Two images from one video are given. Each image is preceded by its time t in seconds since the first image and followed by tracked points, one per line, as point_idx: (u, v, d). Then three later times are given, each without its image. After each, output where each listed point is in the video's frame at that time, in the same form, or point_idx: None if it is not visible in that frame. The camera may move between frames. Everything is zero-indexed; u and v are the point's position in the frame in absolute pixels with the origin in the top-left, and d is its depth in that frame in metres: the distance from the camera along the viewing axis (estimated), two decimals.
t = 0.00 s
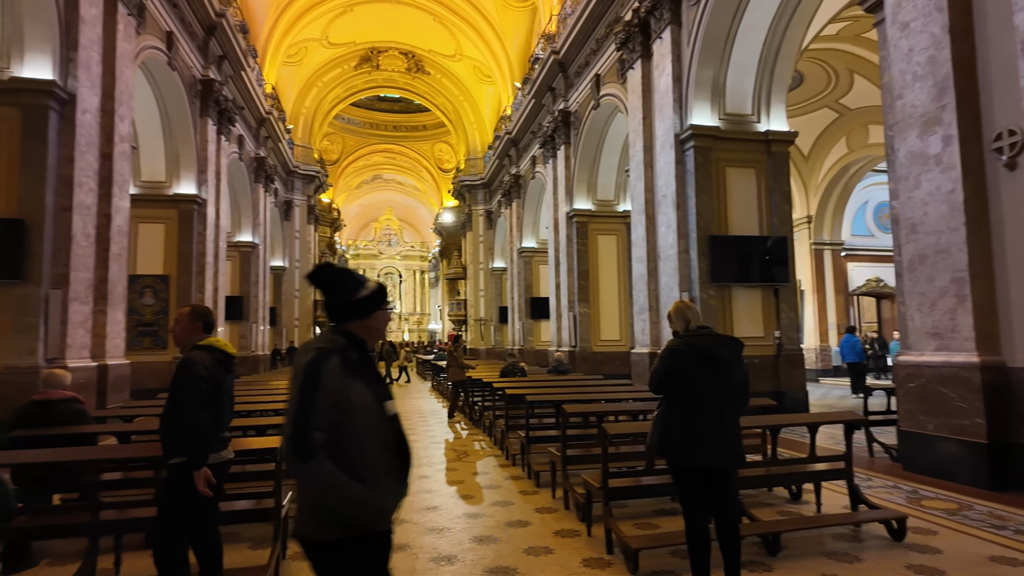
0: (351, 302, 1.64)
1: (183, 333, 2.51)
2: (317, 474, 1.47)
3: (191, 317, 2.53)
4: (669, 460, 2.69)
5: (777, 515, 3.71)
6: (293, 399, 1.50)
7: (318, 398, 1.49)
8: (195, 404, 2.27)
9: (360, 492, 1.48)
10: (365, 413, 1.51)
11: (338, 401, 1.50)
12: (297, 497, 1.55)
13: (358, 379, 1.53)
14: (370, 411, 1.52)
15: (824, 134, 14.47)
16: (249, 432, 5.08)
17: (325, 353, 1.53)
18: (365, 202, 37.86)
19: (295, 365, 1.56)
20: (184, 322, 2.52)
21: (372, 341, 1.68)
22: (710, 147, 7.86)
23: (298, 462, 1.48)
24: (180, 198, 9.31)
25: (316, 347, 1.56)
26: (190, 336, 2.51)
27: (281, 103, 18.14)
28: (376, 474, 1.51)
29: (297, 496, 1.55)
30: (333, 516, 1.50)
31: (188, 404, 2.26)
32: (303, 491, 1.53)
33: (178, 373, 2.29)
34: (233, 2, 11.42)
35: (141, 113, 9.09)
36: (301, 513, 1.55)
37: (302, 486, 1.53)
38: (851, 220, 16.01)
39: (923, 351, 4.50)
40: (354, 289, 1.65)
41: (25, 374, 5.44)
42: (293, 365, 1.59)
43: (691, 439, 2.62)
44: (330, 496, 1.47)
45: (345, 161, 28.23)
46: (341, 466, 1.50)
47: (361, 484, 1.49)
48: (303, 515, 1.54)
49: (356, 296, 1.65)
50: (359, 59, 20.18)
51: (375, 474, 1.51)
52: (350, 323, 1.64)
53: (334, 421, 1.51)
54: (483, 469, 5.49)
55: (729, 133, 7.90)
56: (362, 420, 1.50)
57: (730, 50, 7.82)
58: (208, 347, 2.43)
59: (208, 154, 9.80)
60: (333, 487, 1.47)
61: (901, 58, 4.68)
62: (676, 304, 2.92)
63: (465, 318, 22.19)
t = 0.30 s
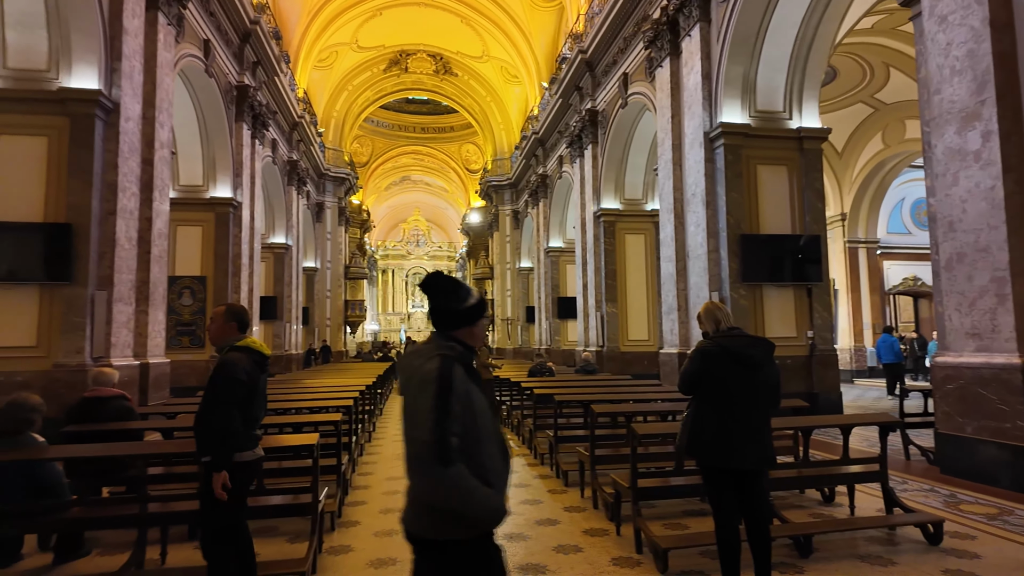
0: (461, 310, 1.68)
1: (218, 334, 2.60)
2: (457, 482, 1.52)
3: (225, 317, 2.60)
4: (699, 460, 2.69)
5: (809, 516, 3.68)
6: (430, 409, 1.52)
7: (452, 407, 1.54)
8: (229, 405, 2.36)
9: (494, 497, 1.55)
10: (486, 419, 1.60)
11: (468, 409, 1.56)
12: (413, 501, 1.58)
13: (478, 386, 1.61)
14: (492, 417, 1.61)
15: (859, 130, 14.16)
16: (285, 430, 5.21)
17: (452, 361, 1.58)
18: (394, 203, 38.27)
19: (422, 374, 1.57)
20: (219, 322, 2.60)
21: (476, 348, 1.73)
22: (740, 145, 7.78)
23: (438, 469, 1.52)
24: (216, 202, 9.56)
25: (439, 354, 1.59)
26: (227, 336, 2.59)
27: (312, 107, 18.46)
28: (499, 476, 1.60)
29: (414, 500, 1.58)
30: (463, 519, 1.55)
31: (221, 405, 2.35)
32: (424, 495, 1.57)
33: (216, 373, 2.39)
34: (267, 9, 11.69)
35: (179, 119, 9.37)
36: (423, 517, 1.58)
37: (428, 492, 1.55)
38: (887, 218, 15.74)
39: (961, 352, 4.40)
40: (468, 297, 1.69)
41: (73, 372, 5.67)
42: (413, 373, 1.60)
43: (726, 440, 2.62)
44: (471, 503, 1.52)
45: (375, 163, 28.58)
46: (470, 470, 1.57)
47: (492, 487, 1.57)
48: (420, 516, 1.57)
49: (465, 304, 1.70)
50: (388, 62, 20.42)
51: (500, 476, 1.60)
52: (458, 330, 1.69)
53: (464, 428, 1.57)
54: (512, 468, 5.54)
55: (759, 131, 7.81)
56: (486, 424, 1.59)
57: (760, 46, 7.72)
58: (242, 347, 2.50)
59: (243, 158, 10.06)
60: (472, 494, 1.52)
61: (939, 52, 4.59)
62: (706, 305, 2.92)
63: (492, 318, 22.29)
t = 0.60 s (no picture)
0: (546, 304, 1.77)
1: (250, 336, 2.65)
2: (563, 473, 1.59)
3: (251, 320, 2.67)
4: (719, 460, 2.73)
5: (830, 518, 3.68)
6: (534, 404, 1.58)
7: (554, 401, 1.61)
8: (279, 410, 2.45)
9: (597, 486, 1.63)
10: (584, 411, 1.67)
11: (567, 401, 1.64)
12: (518, 492, 1.65)
13: (573, 380, 1.68)
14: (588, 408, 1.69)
15: (882, 128, 13.97)
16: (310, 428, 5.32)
17: (550, 356, 1.64)
18: (413, 204, 38.53)
19: (522, 370, 1.63)
20: (248, 325, 2.67)
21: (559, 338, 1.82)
22: (761, 144, 7.75)
23: (547, 462, 1.58)
24: (240, 204, 9.75)
25: (534, 350, 1.65)
26: (255, 339, 2.66)
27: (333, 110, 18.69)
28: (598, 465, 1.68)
29: (519, 492, 1.65)
30: (569, 507, 1.63)
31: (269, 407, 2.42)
32: (528, 486, 1.63)
33: (263, 378, 2.42)
34: (289, 15, 11.89)
35: (205, 124, 9.57)
36: (530, 505, 1.65)
37: (534, 483, 1.62)
38: (911, 216, 15.51)
39: (987, 353, 4.36)
40: (553, 292, 1.78)
41: (105, 371, 5.84)
42: (510, 370, 1.66)
43: (752, 440, 2.64)
44: (578, 494, 1.58)
45: (394, 164, 28.80)
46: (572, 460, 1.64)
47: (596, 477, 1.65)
48: (525, 505, 1.64)
49: (550, 298, 1.78)
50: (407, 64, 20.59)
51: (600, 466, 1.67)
52: (544, 324, 1.77)
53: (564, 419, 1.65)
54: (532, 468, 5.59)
55: (780, 130, 7.78)
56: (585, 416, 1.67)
57: (781, 45, 7.68)
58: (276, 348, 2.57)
59: (266, 162, 10.25)
60: (579, 485, 1.59)
61: (963, 50, 4.55)
62: (725, 306, 2.94)
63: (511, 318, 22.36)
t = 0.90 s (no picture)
0: (624, 307, 1.78)
1: (277, 338, 2.55)
2: (633, 476, 1.60)
3: (277, 321, 2.56)
4: (736, 460, 2.76)
5: (847, 517, 3.69)
6: (607, 406, 1.60)
7: (629, 403, 1.61)
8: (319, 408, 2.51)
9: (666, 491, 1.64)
10: (658, 415, 1.69)
11: (641, 404, 1.65)
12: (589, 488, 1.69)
13: (649, 383, 1.68)
14: (663, 413, 1.70)
15: (902, 125, 13.81)
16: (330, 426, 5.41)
17: (627, 359, 1.65)
18: (428, 204, 38.73)
19: (598, 371, 1.64)
20: (274, 325, 2.55)
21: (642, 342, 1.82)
22: (778, 143, 7.71)
23: (617, 462, 1.60)
24: (260, 206, 9.90)
25: (612, 352, 1.66)
26: (280, 341, 2.55)
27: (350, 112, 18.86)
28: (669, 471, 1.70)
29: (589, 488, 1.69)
30: (637, 509, 1.65)
31: (308, 416, 2.46)
32: (599, 485, 1.66)
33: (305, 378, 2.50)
34: (307, 18, 12.04)
35: (226, 127, 9.73)
36: (603, 503, 1.68)
37: (605, 482, 1.64)
38: (932, 214, 15.32)
39: (1007, 353, 4.33)
40: (631, 296, 1.78)
41: (131, 370, 5.99)
42: (588, 370, 1.68)
43: (769, 438, 2.67)
44: (648, 497, 1.60)
45: (409, 165, 28.96)
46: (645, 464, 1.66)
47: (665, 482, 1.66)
48: (595, 501, 1.69)
49: (627, 302, 1.78)
50: (423, 66, 20.72)
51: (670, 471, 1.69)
52: (622, 327, 1.79)
53: (638, 423, 1.66)
54: (547, 466, 5.64)
55: (797, 128, 7.74)
56: (658, 421, 1.68)
57: (798, 43, 7.63)
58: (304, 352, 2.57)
59: (285, 163, 10.40)
60: (648, 489, 1.61)
61: (983, 48, 4.51)
62: (742, 307, 2.98)
63: (526, 318, 22.42)
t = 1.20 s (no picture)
0: (686, 309, 1.93)
1: (281, 341, 2.56)
2: (712, 470, 1.66)
3: (286, 323, 2.57)
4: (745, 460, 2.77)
5: (859, 517, 3.69)
6: (683, 402, 1.67)
7: (704, 399, 1.68)
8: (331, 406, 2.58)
9: (745, 486, 1.69)
10: (733, 413, 1.75)
11: (717, 402, 1.72)
12: (668, 488, 1.73)
13: (723, 381, 1.76)
14: (739, 411, 1.76)
15: (916, 122, 13.68)
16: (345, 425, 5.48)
17: (699, 356, 1.73)
18: (439, 204, 38.86)
19: (671, 369, 1.72)
20: (281, 327, 2.55)
21: (715, 340, 1.95)
22: (790, 142, 7.68)
23: (697, 457, 1.66)
24: (273, 207, 10.01)
25: (685, 351, 1.74)
26: (286, 344, 2.57)
27: (362, 113, 18.98)
28: (749, 467, 1.75)
29: (668, 487, 1.73)
30: (716, 507, 1.68)
31: (321, 417, 2.54)
32: (677, 483, 1.71)
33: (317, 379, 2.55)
34: (319, 21, 12.13)
35: (240, 129, 9.84)
36: (681, 502, 1.72)
37: (683, 479, 1.69)
38: (947, 211, 15.16)
39: (1022, 354, 4.30)
40: (695, 298, 1.93)
41: (149, 370, 6.09)
42: (663, 369, 1.76)
43: (782, 438, 2.69)
44: (729, 492, 1.66)
45: (421, 165, 29.08)
46: (724, 460, 1.71)
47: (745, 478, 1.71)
48: (674, 500, 1.73)
49: (690, 304, 1.93)
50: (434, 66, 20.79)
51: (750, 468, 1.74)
52: (691, 327, 1.93)
53: (715, 421, 1.72)
54: (559, 465, 5.67)
55: (809, 127, 7.70)
56: (734, 419, 1.74)
57: (811, 41, 7.59)
58: (308, 356, 2.61)
59: (298, 165, 10.51)
60: (728, 484, 1.66)
61: (999, 46, 4.48)
62: (752, 309, 2.99)
63: (537, 317, 22.45)
